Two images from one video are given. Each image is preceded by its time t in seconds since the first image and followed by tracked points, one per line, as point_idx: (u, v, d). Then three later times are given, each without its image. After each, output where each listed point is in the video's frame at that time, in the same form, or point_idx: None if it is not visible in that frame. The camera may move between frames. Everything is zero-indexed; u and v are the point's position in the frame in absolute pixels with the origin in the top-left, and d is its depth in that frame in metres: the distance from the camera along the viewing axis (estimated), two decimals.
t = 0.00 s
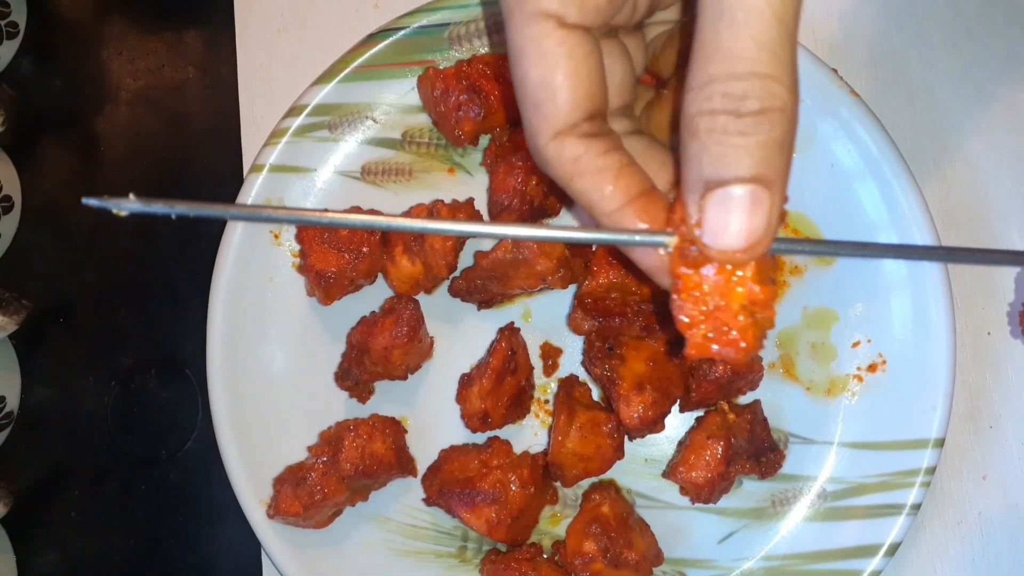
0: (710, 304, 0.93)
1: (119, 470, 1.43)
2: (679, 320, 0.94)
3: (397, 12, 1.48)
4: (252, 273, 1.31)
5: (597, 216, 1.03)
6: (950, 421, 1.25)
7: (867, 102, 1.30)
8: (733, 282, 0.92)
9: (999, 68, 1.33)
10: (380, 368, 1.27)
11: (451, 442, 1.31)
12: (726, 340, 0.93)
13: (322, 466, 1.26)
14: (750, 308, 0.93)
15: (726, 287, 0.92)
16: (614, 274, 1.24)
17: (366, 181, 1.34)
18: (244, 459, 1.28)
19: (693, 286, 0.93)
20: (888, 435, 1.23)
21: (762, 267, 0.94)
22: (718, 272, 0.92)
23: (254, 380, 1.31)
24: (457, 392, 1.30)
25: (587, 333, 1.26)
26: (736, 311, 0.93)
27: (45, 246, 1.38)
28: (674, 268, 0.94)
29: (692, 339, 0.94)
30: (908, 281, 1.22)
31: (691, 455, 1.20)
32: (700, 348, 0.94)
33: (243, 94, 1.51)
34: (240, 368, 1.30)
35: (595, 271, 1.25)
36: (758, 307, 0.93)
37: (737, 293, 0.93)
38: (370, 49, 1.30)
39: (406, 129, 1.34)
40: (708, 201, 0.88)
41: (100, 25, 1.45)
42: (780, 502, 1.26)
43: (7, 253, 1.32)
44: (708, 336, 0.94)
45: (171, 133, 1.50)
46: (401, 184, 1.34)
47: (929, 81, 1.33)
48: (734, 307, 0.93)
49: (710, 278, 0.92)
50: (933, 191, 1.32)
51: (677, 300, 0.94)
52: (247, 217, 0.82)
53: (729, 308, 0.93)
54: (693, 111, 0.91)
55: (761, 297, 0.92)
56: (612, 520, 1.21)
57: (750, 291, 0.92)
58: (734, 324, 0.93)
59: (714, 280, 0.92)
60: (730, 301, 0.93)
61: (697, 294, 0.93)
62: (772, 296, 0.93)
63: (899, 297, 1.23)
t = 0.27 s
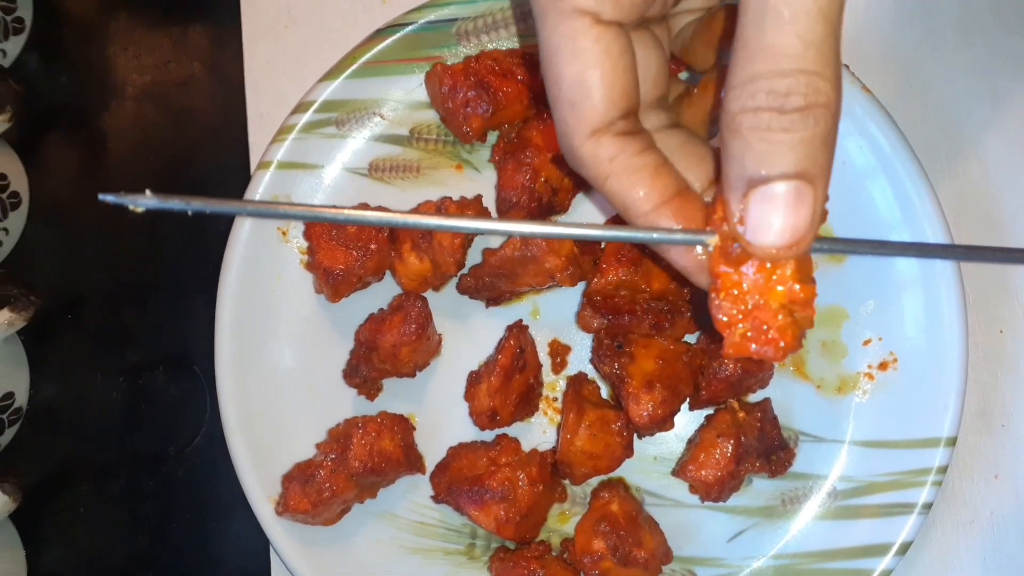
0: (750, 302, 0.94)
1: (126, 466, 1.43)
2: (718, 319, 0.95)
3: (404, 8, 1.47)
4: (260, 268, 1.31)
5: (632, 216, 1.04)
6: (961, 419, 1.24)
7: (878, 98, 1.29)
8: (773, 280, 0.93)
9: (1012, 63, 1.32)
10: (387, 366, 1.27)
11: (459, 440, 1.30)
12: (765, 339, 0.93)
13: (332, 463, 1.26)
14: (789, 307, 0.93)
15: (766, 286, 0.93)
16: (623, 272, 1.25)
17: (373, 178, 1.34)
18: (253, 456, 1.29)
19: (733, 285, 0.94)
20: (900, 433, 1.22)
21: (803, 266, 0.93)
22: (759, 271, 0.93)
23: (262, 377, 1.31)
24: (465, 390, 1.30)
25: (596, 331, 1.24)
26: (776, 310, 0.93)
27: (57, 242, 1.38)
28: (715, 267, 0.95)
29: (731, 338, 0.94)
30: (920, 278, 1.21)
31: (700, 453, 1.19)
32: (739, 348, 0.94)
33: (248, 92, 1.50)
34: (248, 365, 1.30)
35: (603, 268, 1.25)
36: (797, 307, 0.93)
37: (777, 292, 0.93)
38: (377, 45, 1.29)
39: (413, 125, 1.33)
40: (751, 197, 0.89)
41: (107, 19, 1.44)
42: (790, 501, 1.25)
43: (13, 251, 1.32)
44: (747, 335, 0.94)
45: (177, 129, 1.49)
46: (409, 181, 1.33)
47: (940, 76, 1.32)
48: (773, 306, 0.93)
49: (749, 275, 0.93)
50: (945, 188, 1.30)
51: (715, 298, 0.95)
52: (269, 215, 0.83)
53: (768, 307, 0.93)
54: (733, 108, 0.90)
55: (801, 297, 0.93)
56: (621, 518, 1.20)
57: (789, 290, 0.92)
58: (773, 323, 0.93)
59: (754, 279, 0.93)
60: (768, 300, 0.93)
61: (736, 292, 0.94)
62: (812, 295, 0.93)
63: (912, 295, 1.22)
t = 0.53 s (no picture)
0: (770, 351, 0.83)
1: (129, 470, 1.46)
2: (736, 369, 0.84)
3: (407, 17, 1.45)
4: (262, 275, 1.31)
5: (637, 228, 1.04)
6: (959, 425, 1.24)
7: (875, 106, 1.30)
8: (794, 327, 0.83)
9: (1008, 72, 1.33)
10: (389, 372, 1.28)
11: (460, 445, 1.31)
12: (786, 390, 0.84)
13: (332, 468, 1.26)
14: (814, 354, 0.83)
15: (786, 333, 0.83)
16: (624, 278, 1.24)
17: (375, 185, 1.35)
18: (254, 462, 1.29)
19: (749, 332, 0.84)
20: (899, 438, 1.23)
21: (825, 312, 0.84)
22: (777, 316, 0.83)
23: (264, 383, 1.31)
24: (465, 395, 1.31)
25: (596, 336, 1.25)
26: (797, 358, 0.83)
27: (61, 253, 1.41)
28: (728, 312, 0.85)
29: (747, 388, 0.85)
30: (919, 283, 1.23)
31: (700, 458, 1.20)
32: (757, 399, 0.85)
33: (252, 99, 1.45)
34: (251, 370, 1.31)
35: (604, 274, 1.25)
36: (821, 354, 0.83)
37: (799, 339, 0.83)
38: (381, 53, 1.28)
39: (416, 132, 1.35)
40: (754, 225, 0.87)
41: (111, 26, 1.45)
42: (789, 506, 1.26)
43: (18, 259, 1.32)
44: (766, 387, 0.85)
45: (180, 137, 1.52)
46: (411, 188, 1.35)
47: (938, 85, 1.33)
48: (794, 354, 0.83)
49: (766, 321, 0.83)
50: (942, 196, 1.31)
51: (732, 346, 0.84)
52: (252, 256, 0.83)
53: (788, 356, 0.83)
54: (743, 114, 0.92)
55: (825, 345, 0.82)
56: (621, 523, 1.21)
57: (812, 337, 0.82)
58: (795, 373, 0.83)
59: (772, 326, 0.83)
60: (788, 348, 0.83)
61: (754, 340, 0.84)
62: (838, 343, 0.83)
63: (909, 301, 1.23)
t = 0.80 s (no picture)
0: (767, 358, 0.83)
1: (128, 471, 1.46)
2: (733, 377, 0.84)
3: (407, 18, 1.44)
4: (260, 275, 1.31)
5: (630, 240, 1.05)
6: (959, 426, 1.24)
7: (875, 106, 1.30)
8: (791, 334, 0.83)
9: (1008, 73, 1.33)
10: (388, 372, 1.28)
11: (460, 446, 1.31)
12: (784, 397, 0.83)
13: (331, 469, 1.26)
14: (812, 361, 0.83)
15: (783, 341, 0.83)
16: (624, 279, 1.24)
17: (375, 185, 1.35)
18: (253, 463, 1.29)
19: (747, 339, 0.84)
20: (899, 439, 1.22)
21: (822, 320, 0.84)
22: (775, 324, 0.83)
23: (264, 384, 1.31)
24: (465, 396, 1.31)
25: (596, 337, 1.25)
26: (794, 366, 0.83)
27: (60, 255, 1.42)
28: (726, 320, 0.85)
29: (745, 396, 0.84)
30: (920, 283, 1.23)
31: (699, 460, 1.20)
32: (754, 407, 0.84)
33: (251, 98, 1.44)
34: (250, 371, 1.30)
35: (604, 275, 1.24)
36: (817, 362, 0.83)
37: (796, 347, 0.83)
38: (380, 54, 1.28)
39: (415, 133, 1.35)
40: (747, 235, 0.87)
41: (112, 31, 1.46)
42: (789, 507, 1.26)
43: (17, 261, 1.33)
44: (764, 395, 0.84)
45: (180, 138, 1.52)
46: (410, 188, 1.35)
47: (937, 85, 1.33)
48: (792, 362, 0.83)
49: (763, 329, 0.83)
50: (942, 196, 1.31)
51: (729, 354, 0.84)
52: (251, 266, 0.83)
53: (786, 364, 0.83)
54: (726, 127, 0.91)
55: (821, 352, 0.82)
56: (620, 524, 1.21)
57: (809, 345, 0.82)
58: (792, 380, 0.83)
59: (770, 334, 0.83)
60: (786, 356, 0.83)
61: (751, 348, 0.83)
62: (834, 351, 0.83)
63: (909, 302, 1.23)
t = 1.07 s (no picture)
0: (773, 357, 0.83)
1: (130, 469, 1.47)
2: (738, 376, 0.84)
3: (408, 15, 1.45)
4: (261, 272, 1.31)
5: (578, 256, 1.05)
6: (960, 423, 1.24)
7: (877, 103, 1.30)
8: (796, 333, 0.83)
9: (1010, 69, 1.33)
10: (389, 369, 1.28)
11: (461, 443, 1.31)
12: (789, 396, 0.83)
13: (333, 465, 1.26)
14: (818, 360, 0.83)
15: (788, 340, 0.83)
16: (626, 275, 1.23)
17: (376, 182, 1.35)
18: (254, 459, 1.29)
19: (752, 339, 0.84)
20: (901, 436, 1.22)
21: (827, 318, 0.83)
22: (779, 324, 0.83)
23: (265, 381, 1.31)
24: (466, 393, 1.31)
25: (597, 334, 1.25)
26: (799, 365, 0.83)
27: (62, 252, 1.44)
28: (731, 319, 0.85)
29: (750, 394, 0.84)
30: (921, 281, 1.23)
31: (701, 456, 1.20)
32: (759, 406, 0.84)
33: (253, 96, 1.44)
34: (252, 367, 1.31)
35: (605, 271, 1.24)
36: (822, 361, 0.83)
37: (800, 346, 0.83)
38: (381, 50, 1.29)
39: (416, 130, 1.34)
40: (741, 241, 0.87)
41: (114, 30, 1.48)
42: (790, 504, 1.26)
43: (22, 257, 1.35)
44: (770, 394, 0.84)
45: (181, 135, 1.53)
46: (411, 185, 1.35)
47: (939, 82, 1.33)
48: (797, 362, 0.83)
49: (769, 329, 0.83)
50: (944, 193, 1.31)
51: (734, 353, 0.84)
52: (258, 267, 0.83)
53: (790, 363, 0.83)
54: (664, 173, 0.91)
55: (826, 352, 0.82)
56: (622, 520, 1.21)
57: (814, 344, 0.82)
58: (797, 379, 0.83)
59: (774, 334, 0.83)
60: (791, 355, 0.83)
61: (756, 347, 0.84)
62: (839, 350, 0.83)
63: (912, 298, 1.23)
